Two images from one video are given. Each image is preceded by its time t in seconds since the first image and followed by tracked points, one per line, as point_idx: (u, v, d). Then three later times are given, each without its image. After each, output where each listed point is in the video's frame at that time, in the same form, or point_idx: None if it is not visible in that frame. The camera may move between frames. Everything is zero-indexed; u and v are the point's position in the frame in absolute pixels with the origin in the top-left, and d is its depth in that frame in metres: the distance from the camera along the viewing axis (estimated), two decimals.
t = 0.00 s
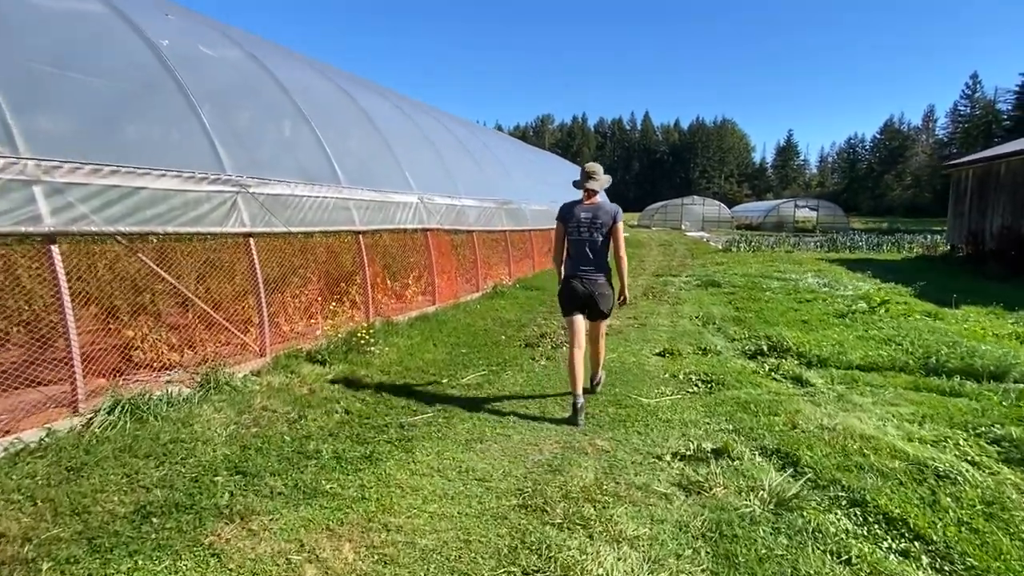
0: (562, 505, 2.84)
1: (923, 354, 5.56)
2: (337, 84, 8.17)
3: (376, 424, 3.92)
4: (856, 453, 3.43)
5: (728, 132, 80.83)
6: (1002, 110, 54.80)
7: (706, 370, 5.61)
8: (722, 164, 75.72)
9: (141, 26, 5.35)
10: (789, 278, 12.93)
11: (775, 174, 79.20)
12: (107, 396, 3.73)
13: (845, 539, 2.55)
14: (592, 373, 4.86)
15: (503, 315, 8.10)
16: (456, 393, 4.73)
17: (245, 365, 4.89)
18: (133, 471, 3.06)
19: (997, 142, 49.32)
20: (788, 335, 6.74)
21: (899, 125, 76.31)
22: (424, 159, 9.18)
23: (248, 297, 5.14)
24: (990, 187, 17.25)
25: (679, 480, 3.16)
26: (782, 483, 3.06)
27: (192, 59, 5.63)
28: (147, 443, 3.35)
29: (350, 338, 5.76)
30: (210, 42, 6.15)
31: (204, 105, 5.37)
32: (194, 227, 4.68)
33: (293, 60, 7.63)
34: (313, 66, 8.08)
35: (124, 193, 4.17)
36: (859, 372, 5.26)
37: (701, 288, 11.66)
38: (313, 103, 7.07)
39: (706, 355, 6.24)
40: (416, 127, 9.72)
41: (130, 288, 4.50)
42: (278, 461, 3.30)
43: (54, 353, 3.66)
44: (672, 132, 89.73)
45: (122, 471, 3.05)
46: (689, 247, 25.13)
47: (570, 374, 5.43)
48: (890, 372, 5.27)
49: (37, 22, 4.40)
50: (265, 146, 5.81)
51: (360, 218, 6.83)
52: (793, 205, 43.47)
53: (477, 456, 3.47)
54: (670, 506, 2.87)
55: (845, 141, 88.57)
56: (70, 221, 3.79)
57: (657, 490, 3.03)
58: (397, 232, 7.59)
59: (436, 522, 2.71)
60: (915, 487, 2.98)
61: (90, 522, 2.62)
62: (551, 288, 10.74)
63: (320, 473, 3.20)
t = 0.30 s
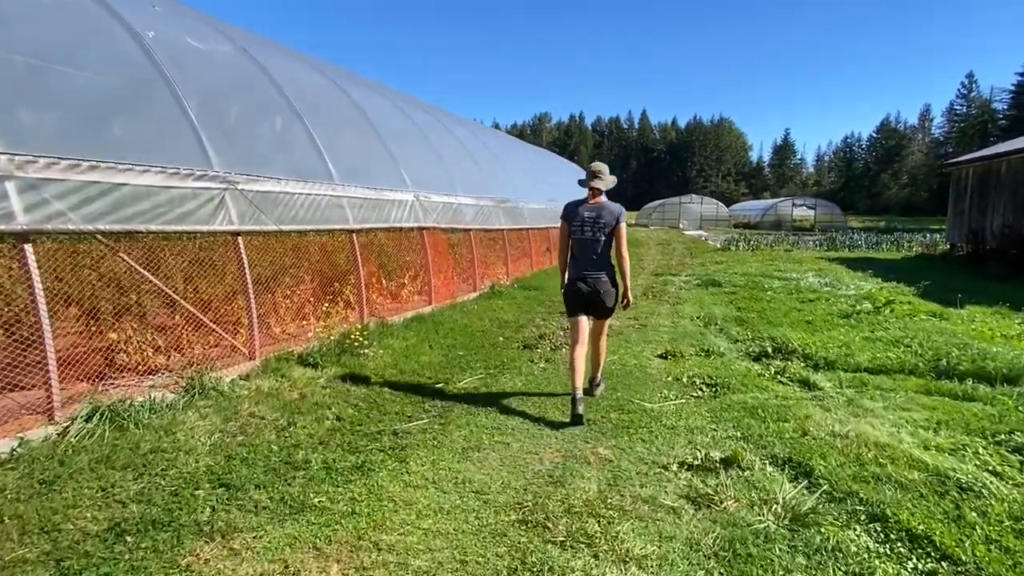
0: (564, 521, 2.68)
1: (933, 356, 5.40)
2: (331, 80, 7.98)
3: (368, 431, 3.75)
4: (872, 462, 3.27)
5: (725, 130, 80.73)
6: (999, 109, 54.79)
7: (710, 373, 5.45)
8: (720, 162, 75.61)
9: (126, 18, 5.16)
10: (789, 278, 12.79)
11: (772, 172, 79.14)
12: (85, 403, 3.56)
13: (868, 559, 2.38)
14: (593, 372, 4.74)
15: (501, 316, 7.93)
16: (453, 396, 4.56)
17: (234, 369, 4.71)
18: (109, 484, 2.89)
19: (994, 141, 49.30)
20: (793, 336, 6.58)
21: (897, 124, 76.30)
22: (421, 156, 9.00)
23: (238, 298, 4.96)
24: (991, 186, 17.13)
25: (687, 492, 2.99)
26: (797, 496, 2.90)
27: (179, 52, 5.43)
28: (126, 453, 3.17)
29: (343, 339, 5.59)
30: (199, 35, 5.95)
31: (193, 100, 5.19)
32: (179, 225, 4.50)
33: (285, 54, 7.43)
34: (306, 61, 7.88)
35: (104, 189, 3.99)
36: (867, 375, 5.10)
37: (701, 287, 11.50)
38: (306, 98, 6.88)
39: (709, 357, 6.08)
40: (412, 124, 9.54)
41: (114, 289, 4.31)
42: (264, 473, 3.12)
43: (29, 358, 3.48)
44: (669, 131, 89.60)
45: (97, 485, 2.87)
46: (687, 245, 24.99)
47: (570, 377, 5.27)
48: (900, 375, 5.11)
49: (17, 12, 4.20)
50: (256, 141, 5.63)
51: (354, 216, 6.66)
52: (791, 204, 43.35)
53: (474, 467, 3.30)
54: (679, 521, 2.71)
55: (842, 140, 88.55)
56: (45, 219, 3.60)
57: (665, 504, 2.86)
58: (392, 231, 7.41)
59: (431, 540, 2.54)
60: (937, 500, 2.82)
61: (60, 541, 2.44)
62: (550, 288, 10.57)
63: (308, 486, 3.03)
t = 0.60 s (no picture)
0: (565, 537, 2.52)
1: (942, 359, 5.26)
2: (324, 75, 7.80)
3: (359, 439, 3.59)
4: (887, 472, 3.11)
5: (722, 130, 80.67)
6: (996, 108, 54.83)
7: (713, 376, 5.30)
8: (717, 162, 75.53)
9: (111, 10, 4.98)
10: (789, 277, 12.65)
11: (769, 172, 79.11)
12: (60, 410, 3.37)
13: None
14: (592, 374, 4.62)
15: (498, 316, 7.77)
16: (448, 400, 4.39)
17: (221, 373, 4.52)
18: (82, 497, 2.71)
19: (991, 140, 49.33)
20: (797, 337, 6.43)
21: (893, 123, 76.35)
22: (415, 154, 8.84)
23: (225, 301, 4.78)
24: (991, 184, 17.03)
25: (693, 504, 2.84)
26: (810, 508, 2.74)
27: (166, 45, 5.26)
28: (102, 463, 2.99)
29: (335, 341, 5.41)
30: (187, 28, 5.77)
31: (179, 94, 5.02)
32: (163, 223, 4.32)
33: (277, 49, 7.26)
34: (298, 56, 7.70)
35: (80, 185, 3.82)
36: (875, 379, 4.95)
37: (701, 287, 11.36)
38: (298, 94, 6.71)
39: (711, 359, 5.93)
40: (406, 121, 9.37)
41: (96, 289, 4.13)
42: (247, 484, 2.96)
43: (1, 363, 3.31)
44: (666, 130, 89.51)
45: (69, 498, 2.69)
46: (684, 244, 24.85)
47: (569, 380, 5.11)
48: (908, 378, 4.97)
49: None
50: (245, 137, 5.46)
51: (346, 214, 6.49)
52: (787, 204, 43.25)
53: (469, 477, 3.15)
54: (686, 536, 2.56)
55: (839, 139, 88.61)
56: (15, 215, 3.45)
57: (671, 517, 2.71)
58: (386, 230, 7.24)
59: (423, 559, 2.38)
60: (958, 513, 2.67)
61: (24, 561, 2.27)
62: (547, 288, 10.41)
63: (293, 498, 2.86)
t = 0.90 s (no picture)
0: (567, 558, 2.35)
1: (952, 361, 5.10)
2: (316, 70, 7.61)
3: (348, 448, 3.41)
4: (905, 484, 2.95)
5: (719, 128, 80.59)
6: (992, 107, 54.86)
7: (717, 380, 5.13)
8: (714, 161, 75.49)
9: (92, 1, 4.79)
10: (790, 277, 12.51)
11: (765, 171, 79.10)
12: (29, 418, 3.18)
13: None
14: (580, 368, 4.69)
15: (494, 317, 7.58)
16: (443, 405, 4.22)
17: (205, 378, 4.34)
18: (49, 514, 2.53)
19: (987, 139, 49.34)
20: (801, 339, 6.27)
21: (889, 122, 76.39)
22: (410, 151, 8.65)
23: (209, 304, 4.58)
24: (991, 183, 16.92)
25: (703, 520, 2.67)
26: (827, 525, 2.58)
27: (149, 36, 5.06)
28: (72, 477, 2.81)
29: (326, 343, 5.22)
30: (172, 20, 5.58)
31: (163, 88, 4.83)
32: (142, 221, 4.14)
33: (266, 42, 7.07)
34: (289, 50, 7.51)
35: (53, 181, 3.63)
36: (884, 382, 4.80)
37: (700, 287, 11.19)
38: (288, 88, 6.52)
39: (714, 362, 5.76)
40: (401, 117, 9.19)
41: (75, 289, 3.82)
42: (227, 499, 2.78)
43: None
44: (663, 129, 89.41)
45: (33, 515, 2.50)
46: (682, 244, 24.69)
47: (569, 384, 4.93)
48: (918, 381, 4.81)
49: None
50: (231, 133, 5.27)
51: (338, 213, 6.30)
52: (784, 202, 43.18)
53: (465, 490, 2.97)
54: (696, 556, 2.39)
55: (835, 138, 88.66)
56: None
57: (679, 535, 2.54)
58: (380, 229, 7.05)
59: None
60: (985, 530, 2.51)
61: None
62: (545, 287, 10.23)
63: (276, 515, 2.68)
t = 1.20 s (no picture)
0: None
1: (962, 365, 4.96)
2: (308, 65, 7.42)
3: (336, 460, 3.24)
4: (925, 499, 2.79)
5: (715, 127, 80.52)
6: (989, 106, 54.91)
7: (720, 384, 4.97)
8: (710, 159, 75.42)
9: None
10: (790, 276, 12.38)
11: (761, 169, 79.06)
12: None
13: None
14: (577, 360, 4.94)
15: (491, 318, 7.41)
16: (437, 412, 4.05)
17: (187, 385, 4.15)
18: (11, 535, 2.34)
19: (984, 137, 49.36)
20: (805, 341, 6.12)
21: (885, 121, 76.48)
22: (404, 148, 8.47)
23: (192, 307, 4.40)
24: (990, 182, 16.83)
25: (712, 540, 2.51)
26: (845, 545, 2.42)
27: (132, 28, 4.88)
28: (40, 493, 2.62)
29: (315, 346, 5.04)
30: (158, 12, 5.39)
31: (145, 80, 4.64)
32: (120, 220, 3.96)
33: (257, 36, 6.88)
34: (279, 44, 7.32)
35: (24, 179, 3.45)
36: (893, 387, 4.65)
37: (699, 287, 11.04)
38: (278, 83, 6.33)
39: (717, 366, 5.60)
40: (395, 114, 9.00)
41: (54, 291, 3.60)
42: (205, 518, 2.60)
43: None
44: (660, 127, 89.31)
45: None
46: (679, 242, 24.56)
47: (568, 389, 4.76)
48: (928, 386, 4.66)
49: None
50: (218, 129, 5.09)
51: (330, 211, 6.11)
52: (781, 201, 43.12)
53: (459, 506, 2.80)
54: None
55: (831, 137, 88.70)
56: None
57: (688, 557, 2.38)
58: (372, 227, 6.86)
59: None
60: (1015, 552, 2.35)
61: None
62: (542, 287, 10.06)
63: (257, 535, 2.51)
